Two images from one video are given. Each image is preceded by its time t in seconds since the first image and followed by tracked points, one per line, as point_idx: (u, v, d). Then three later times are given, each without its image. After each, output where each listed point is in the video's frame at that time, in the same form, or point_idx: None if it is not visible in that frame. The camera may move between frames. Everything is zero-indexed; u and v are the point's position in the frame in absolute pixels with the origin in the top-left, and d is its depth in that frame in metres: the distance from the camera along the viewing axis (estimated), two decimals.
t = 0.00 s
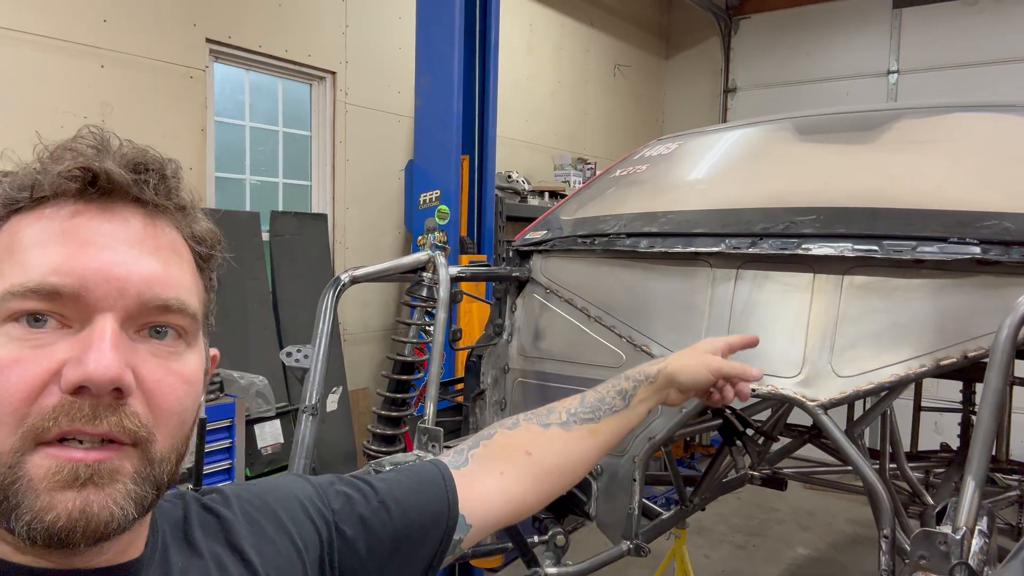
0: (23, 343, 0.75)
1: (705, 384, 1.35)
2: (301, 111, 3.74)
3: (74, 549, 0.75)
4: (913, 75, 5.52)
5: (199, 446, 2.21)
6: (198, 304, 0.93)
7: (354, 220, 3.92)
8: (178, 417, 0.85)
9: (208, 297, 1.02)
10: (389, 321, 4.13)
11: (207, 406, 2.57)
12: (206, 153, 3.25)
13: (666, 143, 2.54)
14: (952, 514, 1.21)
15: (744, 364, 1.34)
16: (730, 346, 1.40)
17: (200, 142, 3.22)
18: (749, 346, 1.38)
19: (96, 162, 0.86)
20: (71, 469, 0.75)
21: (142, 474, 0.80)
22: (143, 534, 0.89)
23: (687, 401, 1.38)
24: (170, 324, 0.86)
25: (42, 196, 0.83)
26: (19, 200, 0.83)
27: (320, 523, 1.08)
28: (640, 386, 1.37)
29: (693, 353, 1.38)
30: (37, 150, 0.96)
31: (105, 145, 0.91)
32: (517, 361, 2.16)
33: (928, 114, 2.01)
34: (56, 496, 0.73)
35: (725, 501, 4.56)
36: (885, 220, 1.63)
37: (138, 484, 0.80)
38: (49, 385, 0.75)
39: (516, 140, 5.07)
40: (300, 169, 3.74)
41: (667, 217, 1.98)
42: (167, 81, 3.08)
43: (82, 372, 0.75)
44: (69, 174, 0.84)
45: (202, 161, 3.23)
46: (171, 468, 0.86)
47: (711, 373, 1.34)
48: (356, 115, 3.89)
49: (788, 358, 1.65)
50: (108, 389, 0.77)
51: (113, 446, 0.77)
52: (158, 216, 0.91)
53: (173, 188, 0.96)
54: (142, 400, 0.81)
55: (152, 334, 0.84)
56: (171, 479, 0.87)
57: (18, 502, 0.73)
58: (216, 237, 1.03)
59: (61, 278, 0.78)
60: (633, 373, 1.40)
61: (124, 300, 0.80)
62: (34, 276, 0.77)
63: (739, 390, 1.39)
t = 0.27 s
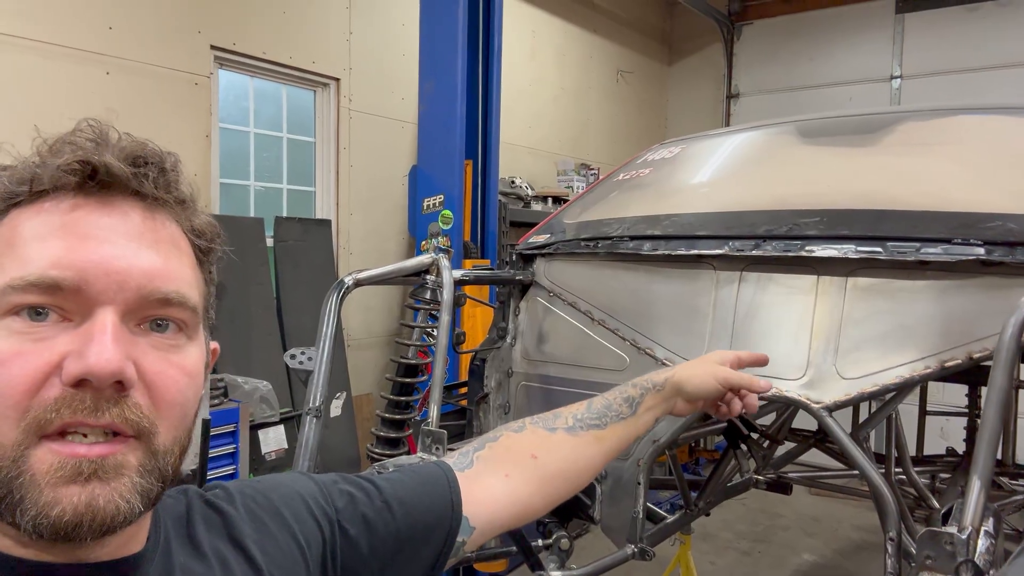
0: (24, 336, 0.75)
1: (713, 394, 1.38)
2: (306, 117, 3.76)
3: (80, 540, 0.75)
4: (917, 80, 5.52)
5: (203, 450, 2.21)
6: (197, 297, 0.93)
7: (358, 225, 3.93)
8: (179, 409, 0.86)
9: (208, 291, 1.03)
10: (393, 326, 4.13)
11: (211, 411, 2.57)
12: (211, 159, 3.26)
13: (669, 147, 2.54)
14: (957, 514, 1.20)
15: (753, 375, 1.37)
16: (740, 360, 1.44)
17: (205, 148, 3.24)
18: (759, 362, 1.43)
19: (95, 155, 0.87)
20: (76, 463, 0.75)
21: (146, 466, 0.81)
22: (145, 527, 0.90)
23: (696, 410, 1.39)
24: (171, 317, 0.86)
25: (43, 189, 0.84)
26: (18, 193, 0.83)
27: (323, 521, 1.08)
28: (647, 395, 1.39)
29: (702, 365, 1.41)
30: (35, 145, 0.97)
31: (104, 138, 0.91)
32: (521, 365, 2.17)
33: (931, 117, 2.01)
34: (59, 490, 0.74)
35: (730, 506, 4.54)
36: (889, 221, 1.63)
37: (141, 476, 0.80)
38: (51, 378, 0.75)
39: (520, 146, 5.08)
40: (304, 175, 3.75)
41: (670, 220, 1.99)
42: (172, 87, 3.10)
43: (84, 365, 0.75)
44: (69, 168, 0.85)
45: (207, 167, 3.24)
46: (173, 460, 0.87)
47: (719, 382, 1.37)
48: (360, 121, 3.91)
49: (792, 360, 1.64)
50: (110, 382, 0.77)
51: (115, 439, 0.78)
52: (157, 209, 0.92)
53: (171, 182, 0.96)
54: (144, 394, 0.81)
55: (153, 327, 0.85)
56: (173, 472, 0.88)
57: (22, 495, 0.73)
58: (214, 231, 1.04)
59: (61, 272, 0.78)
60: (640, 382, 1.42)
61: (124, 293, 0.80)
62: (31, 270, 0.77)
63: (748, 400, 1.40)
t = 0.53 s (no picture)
0: (22, 337, 0.75)
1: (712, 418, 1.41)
2: (311, 115, 3.76)
3: (79, 541, 0.75)
4: (927, 74, 5.47)
5: (210, 448, 2.22)
6: (195, 296, 0.93)
7: (364, 223, 3.93)
8: (178, 409, 0.86)
9: (206, 290, 1.03)
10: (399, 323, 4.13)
11: (218, 409, 2.58)
12: (217, 157, 3.27)
13: (676, 144, 2.52)
14: (967, 514, 1.19)
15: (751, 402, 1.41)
16: (736, 388, 1.48)
17: (211, 146, 3.25)
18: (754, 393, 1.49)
19: (90, 155, 0.87)
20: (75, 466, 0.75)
21: (142, 469, 0.80)
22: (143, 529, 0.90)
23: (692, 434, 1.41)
24: (169, 317, 0.86)
25: (39, 190, 0.83)
26: (13, 193, 0.83)
27: (325, 525, 1.08)
28: (647, 414, 1.40)
29: (702, 389, 1.44)
30: (30, 144, 0.97)
31: (99, 138, 0.91)
32: (526, 363, 2.16)
33: (942, 111, 1.99)
34: (58, 491, 0.74)
35: (738, 504, 4.52)
36: (899, 218, 1.61)
37: (140, 477, 0.80)
38: (49, 379, 0.75)
39: (526, 142, 5.07)
40: (310, 173, 3.75)
41: (677, 217, 1.97)
42: (179, 86, 3.11)
43: (82, 366, 0.75)
44: (64, 167, 0.84)
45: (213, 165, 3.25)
46: (171, 461, 0.86)
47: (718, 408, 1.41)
48: (366, 119, 3.91)
49: (800, 358, 1.63)
50: (110, 383, 0.77)
51: (114, 440, 0.78)
52: (154, 208, 0.92)
53: (168, 181, 0.96)
54: (143, 394, 0.81)
55: (151, 327, 0.85)
56: (173, 473, 0.88)
57: (21, 498, 0.73)
58: (212, 229, 1.04)
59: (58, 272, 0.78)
60: (641, 401, 1.43)
61: (121, 293, 0.80)
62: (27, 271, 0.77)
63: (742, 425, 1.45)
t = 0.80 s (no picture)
0: (20, 333, 0.75)
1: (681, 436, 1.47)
2: (314, 115, 3.77)
3: (76, 541, 0.75)
4: (930, 73, 5.46)
5: (212, 447, 2.22)
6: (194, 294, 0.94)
7: (367, 223, 3.93)
8: (176, 408, 0.86)
9: (206, 289, 1.03)
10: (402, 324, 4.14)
11: (220, 409, 2.58)
12: (219, 158, 3.27)
13: (678, 143, 2.52)
14: (970, 512, 1.18)
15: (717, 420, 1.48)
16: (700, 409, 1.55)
17: (214, 147, 3.25)
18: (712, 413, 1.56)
19: (90, 152, 0.87)
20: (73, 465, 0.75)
21: (141, 468, 0.80)
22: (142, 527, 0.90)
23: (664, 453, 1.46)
24: (168, 315, 0.86)
25: (38, 187, 0.83)
26: (13, 190, 0.83)
27: (324, 527, 1.08)
28: (624, 432, 1.43)
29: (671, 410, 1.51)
30: (30, 142, 0.97)
31: (98, 135, 0.91)
32: (528, 362, 2.16)
33: (945, 109, 1.98)
34: (57, 490, 0.74)
35: (742, 504, 4.51)
36: (902, 216, 1.60)
37: (138, 475, 0.80)
38: (48, 377, 0.75)
39: (528, 142, 5.06)
40: (312, 173, 3.76)
41: (679, 216, 1.97)
42: (181, 86, 3.12)
43: (81, 362, 0.75)
44: (63, 164, 0.84)
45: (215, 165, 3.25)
46: (169, 460, 0.87)
47: (688, 426, 1.48)
48: (368, 119, 3.91)
49: (802, 356, 1.63)
50: (109, 379, 0.77)
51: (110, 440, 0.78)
52: (153, 205, 0.92)
53: (168, 178, 0.96)
54: (141, 393, 0.81)
55: (150, 324, 0.85)
56: (172, 472, 0.88)
57: (19, 497, 0.73)
58: (212, 227, 1.04)
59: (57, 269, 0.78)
60: (617, 419, 1.45)
61: (120, 289, 0.80)
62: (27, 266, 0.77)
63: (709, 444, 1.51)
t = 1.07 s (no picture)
0: (26, 339, 0.76)
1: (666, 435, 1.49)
2: (319, 119, 3.78)
3: (81, 544, 0.75)
4: (937, 74, 5.43)
5: (219, 451, 2.23)
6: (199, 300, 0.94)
7: (373, 226, 3.94)
8: (181, 414, 0.86)
9: (211, 294, 1.04)
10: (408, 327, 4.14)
11: (226, 413, 2.59)
12: (226, 162, 3.29)
13: (683, 145, 2.52)
14: (978, 517, 1.18)
15: (700, 418, 1.48)
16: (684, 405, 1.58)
17: (220, 151, 3.27)
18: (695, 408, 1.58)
19: (97, 158, 0.87)
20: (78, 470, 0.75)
21: (147, 473, 0.81)
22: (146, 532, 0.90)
23: (654, 452, 1.45)
24: (173, 321, 0.87)
25: (45, 194, 0.84)
26: (19, 197, 0.83)
27: (327, 536, 1.08)
28: (611, 436, 1.45)
29: (657, 410, 1.52)
30: (37, 148, 0.97)
31: (105, 142, 0.92)
32: (534, 365, 2.16)
33: (952, 111, 1.97)
34: (62, 495, 0.74)
35: (749, 507, 4.49)
36: (909, 218, 1.60)
37: (144, 480, 0.80)
38: (54, 383, 0.75)
39: (533, 145, 5.07)
40: (318, 177, 3.77)
41: (684, 219, 1.97)
42: (188, 91, 3.13)
43: (87, 369, 0.76)
44: (70, 171, 0.85)
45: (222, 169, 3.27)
46: (174, 466, 0.87)
47: (673, 424, 1.49)
48: (374, 123, 3.92)
49: (810, 359, 1.62)
50: (115, 386, 0.78)
51: (116, 446, 0.78)
52: (159, 211, 0.92)
53: (174, 185, 0.97)
54: (146, 398, 0.81)
55: (155, 330, 0.86)
56: (178, 477, 0.88)
57: (24, 502, 0.73)
58: (217, 233, 1.05)
59: (64, 275, 0.78)
60: (604, 423, 1.47)
61: (127, 296, 0.81)
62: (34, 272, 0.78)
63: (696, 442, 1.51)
